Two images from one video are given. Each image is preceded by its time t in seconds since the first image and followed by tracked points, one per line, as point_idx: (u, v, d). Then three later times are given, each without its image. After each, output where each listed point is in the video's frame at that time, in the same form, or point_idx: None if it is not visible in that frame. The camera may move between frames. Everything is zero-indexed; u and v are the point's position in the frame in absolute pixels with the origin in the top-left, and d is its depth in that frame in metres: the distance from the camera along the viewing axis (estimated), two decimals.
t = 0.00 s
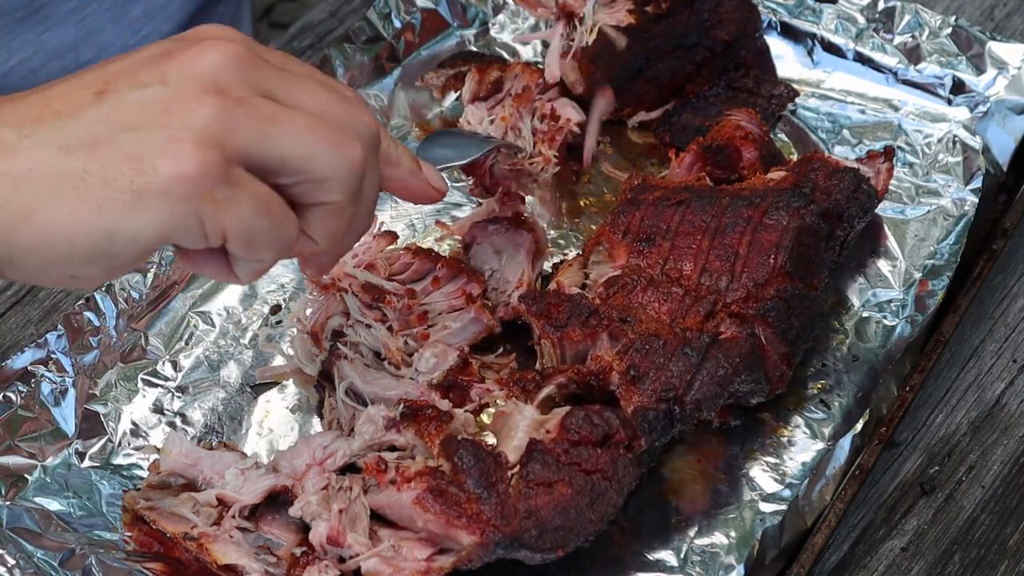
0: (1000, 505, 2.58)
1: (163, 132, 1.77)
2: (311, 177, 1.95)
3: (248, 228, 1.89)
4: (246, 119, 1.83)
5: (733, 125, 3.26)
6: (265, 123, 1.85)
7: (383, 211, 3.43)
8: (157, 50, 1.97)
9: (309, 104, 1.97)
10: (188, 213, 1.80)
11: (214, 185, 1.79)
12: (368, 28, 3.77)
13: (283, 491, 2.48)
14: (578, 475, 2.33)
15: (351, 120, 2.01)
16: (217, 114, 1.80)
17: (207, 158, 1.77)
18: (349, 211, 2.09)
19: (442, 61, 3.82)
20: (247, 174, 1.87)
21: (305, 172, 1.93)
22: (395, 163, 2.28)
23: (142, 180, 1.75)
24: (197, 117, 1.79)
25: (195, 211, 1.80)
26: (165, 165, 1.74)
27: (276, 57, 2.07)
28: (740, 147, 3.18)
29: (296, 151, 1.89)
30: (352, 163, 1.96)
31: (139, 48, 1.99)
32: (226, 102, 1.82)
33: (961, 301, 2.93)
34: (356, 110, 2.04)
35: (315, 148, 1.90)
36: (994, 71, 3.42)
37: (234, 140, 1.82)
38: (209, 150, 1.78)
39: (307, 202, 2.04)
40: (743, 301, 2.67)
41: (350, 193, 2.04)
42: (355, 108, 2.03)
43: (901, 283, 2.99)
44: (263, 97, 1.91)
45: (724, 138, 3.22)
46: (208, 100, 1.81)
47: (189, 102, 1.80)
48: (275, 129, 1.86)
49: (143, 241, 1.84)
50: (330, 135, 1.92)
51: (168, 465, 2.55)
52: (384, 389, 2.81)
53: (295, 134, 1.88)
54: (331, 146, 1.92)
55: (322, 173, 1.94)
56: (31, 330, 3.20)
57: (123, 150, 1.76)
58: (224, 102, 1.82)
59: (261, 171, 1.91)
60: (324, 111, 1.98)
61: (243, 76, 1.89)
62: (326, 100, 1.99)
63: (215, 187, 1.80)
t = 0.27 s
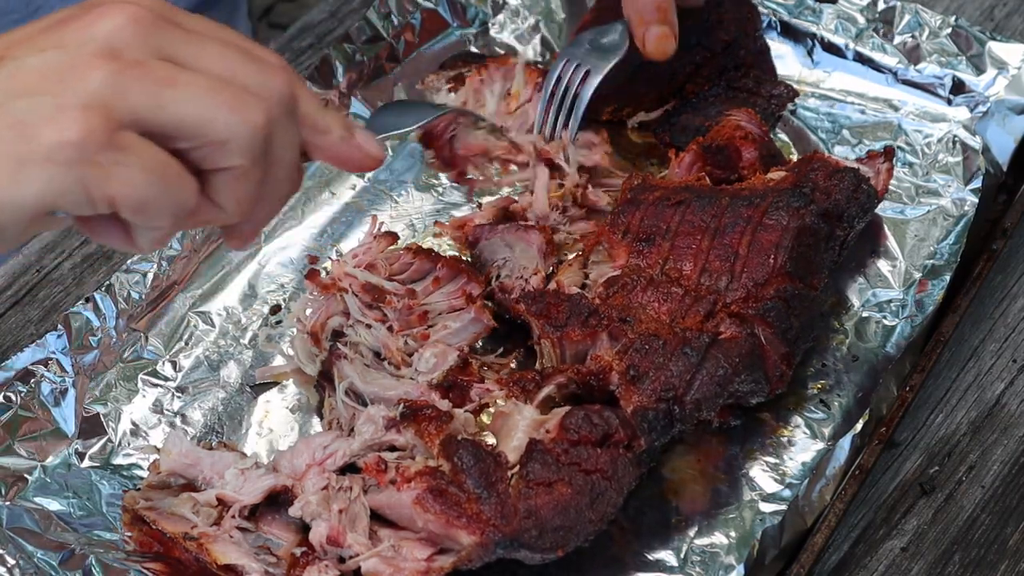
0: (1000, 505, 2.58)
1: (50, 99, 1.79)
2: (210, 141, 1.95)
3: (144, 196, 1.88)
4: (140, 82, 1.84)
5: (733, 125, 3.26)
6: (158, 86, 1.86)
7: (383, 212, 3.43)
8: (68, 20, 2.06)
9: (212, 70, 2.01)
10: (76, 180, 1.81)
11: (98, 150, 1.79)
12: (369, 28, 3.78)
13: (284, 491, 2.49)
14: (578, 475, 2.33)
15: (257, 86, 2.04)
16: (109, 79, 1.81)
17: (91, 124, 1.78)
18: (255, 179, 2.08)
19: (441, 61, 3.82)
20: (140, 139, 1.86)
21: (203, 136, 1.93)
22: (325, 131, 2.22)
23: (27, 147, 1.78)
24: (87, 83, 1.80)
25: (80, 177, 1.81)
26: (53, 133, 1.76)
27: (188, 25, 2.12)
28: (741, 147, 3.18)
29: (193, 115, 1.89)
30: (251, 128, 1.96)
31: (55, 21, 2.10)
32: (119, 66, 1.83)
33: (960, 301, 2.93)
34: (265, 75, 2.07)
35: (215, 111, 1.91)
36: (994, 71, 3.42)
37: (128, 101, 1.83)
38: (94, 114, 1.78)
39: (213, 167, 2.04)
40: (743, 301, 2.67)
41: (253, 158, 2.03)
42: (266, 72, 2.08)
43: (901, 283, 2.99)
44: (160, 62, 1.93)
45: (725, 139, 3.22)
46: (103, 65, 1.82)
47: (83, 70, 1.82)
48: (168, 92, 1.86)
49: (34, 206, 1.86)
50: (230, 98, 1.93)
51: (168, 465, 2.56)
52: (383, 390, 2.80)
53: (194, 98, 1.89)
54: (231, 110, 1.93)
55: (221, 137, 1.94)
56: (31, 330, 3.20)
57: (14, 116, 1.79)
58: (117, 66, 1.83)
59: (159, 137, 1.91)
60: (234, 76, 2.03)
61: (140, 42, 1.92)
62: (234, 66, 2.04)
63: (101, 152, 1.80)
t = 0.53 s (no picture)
0: (1000, 505, 2.58)
1: (55, 123, 1.82)
2: (211, 165, 1.96)
3: (145, 217, 1.92)
4: (143, 107, 1.86)
5: (733, 125, 3.26)
6: (161, 110, 1.87)
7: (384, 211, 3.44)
8: (68, 42, 2.08)
9: (215, 93, 2.01)
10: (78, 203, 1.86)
11: (99, 175, 1.83)
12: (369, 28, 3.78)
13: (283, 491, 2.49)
14: (578, 475, 2.33)
15: (259, 110, 2.05)
16: (112, 104, 1.83)
17: (93, 148, 1.80)
18: (256, 198, 2.11)
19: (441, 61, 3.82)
20: (142, 162, 1.89)
21: (202, 161, 1.95)
22: (322, 152, 2.26)
23: (33, 170, 1.83)
24: (90, 106, 1.82)
25: (84, 200, 1.86)
26: (56, 156, 1.80)
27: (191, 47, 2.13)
28: (741, 147, 3.19)
29: (196, 139, 1.91)
30: (252, 151, 1.98)
31: (53, 43, 2.11)
32: (122, 90, 1.85)
33: (960, 301, 2.94)
34: (268, 99, 2.07)
35: (215, 135, 1.92)
36: (994, 71, 3.42)
37: (129, 130, 1.85)
38: (96, 139, 1.81)
39: (215, 188, 2.07)
40: (743, 301, 2.67)
41: (253, 181, 2.05)
42: (266, 97, 2.08)
43: (901, 283, 2.99)
44: (165, 85, 1.95)
45: (725, 139, 3.22)
46: (106, 89, 1.84)
47: (87, 92, 1.84)
48: (172, 115, 1.88)
49: (39, 224, 1.94)
50: (232, 123, 1.94)
51: (168, 465, 2.56)
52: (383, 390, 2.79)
53: (197, 120, 1.90)
54: (234, 133, 1.94)
55: (222, 161, 1.96)
56: (31, 330, 3.20)
57: (20, 141, 1.84)
58: (120, 90, 1.85)
59: (163, 159, 1.93)
60: (235, 101, 2.03)
61: (146, 65, 1.93)
62: (235, 91, 2.04)
63: (103, 176, 1.84)
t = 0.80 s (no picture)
0: (1000, 505, 2.58)
1: None
2: (111, 229, 1.91)
3: (28, 276, 1.84)
4: (45, 163, 1.81)
5: (733, 126, 3.27)
6: (64, 167, 1.82)
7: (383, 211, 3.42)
8: None
9: (125, 153, 1.96)
10: None
11: None
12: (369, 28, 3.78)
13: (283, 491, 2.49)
14: (578, 475, 2.33)
15: (168, 177, 2.00)
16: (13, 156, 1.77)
17: None
18: (154, 268, 2.05)
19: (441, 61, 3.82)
20: (36, 220, 1.83)
21: (104, 224, 1.90)
22: (239, 217, 2.19)
23: None
24: None
25: None
26: None
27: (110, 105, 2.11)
28: (741, 148, 3.19)
29: (95, 201, 1.85)
30: (156, 219, 1.93)
31: None
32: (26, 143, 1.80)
33: (960, 301, 2.94)
34: (182, 166, 2.02)
35: (118, 199, 1.87)
36: (994, 71, 3.42)
37: (28, 185, 1.79)
38: None
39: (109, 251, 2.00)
40: (743, 301, 2.67)
41: (151, 249, 1.99)
42: (179, 162, 2.02)
43: (901, 283, 2.99)
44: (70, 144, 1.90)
45: (725, 139, 3.22)
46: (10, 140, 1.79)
47: None
48: (76, 173, 1.83)
49: None
50: (133, 187, 1.89)
51: (168, 465, 2.56)
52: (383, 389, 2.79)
53: (97, 181, 1.85)
54: (133, 198, 1.88)
55: (120, 226, 1.90)
56: (31, 330, 3.20)
57: None
58: (24, 143, 1.80)
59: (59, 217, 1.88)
60: (139, 164, 1.97)
61: (51, 119, 1.89)
62: (143, 152, 1.98)
63: None
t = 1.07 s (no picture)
0: (1000, 505, 2.58)
1: None
2: (143, 210, 2.00)
3: (64, 257, 1.98)
4: (75, 149, 1.92)
5: (733, 125, 3.27)
6: (91, 151, 1.93)
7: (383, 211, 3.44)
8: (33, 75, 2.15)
9: (156, 136, 2.04)
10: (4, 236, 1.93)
11: (25, 212, 1.90)
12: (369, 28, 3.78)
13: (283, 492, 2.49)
14: (578, 475, 2.33)
15: (199, 159, 2.06)
16: (46, 144, 1.90)
17: (22, 187, 1.88)
18: (189, 247, 2.14)
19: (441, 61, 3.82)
20: (71, 202, 1.96)
21: (135, 205, 1.99)
22: (273, 204, 2.25)
23: None
24: (29, 145, 1.90)
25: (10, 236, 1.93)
26: None
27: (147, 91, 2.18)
28: (741, 148, 3.19)
29: (124, 183, 1.95)
30: (183, 200, 2.00)
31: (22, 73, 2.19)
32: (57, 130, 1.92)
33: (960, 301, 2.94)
34: (213, 150, 2.08)
35: (145, 180, 1.96)
36: (994, 71, 3.42)
37: (60, 169, 1.92)
38: (26, 178, 1.89)
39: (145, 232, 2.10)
40: (743, 301, 2.67)
41: (185, 228, 2.07)
42: (209, 145, 2.08)
43: (901, 283, 2.99)
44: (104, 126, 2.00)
45: (726, 139, 3.22)
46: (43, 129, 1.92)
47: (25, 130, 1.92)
48: (103, 158, 1.93)
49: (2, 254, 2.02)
50: (161, 170, 1.97)
51: (168, 465, 2.56)
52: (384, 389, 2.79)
53: (124, 164, 1.95)
54: (161, 180, 1.97)
55: (151, 207, 1.99)
56: (31, 330, 3.20)
57: None
58: (57, 130, 1.92)
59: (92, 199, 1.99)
60: (171, 146, 2.05)
61: (84, 105, 1.98)
62: (174, 134, 2.06)
63: (30, 214, 1.91)
